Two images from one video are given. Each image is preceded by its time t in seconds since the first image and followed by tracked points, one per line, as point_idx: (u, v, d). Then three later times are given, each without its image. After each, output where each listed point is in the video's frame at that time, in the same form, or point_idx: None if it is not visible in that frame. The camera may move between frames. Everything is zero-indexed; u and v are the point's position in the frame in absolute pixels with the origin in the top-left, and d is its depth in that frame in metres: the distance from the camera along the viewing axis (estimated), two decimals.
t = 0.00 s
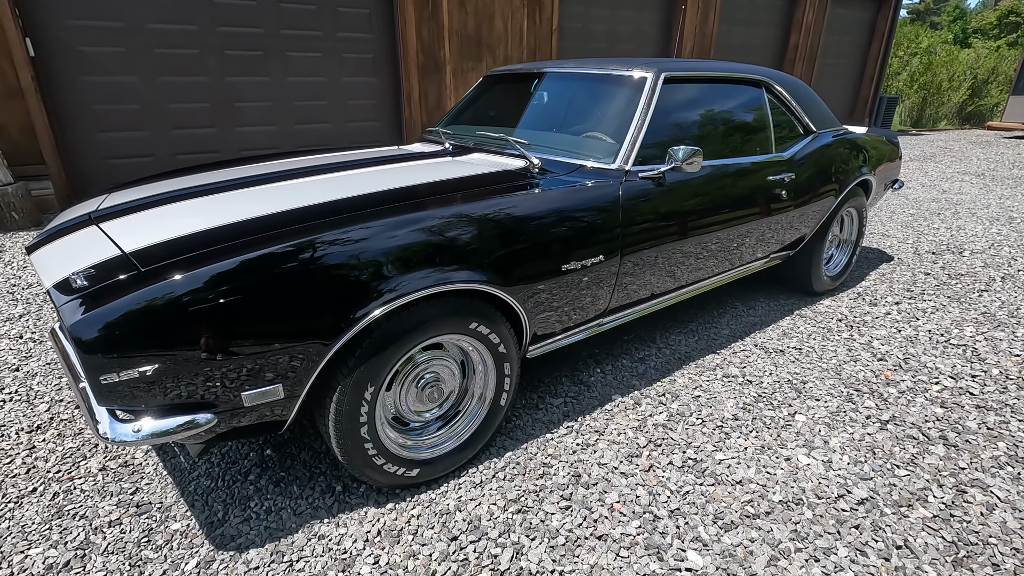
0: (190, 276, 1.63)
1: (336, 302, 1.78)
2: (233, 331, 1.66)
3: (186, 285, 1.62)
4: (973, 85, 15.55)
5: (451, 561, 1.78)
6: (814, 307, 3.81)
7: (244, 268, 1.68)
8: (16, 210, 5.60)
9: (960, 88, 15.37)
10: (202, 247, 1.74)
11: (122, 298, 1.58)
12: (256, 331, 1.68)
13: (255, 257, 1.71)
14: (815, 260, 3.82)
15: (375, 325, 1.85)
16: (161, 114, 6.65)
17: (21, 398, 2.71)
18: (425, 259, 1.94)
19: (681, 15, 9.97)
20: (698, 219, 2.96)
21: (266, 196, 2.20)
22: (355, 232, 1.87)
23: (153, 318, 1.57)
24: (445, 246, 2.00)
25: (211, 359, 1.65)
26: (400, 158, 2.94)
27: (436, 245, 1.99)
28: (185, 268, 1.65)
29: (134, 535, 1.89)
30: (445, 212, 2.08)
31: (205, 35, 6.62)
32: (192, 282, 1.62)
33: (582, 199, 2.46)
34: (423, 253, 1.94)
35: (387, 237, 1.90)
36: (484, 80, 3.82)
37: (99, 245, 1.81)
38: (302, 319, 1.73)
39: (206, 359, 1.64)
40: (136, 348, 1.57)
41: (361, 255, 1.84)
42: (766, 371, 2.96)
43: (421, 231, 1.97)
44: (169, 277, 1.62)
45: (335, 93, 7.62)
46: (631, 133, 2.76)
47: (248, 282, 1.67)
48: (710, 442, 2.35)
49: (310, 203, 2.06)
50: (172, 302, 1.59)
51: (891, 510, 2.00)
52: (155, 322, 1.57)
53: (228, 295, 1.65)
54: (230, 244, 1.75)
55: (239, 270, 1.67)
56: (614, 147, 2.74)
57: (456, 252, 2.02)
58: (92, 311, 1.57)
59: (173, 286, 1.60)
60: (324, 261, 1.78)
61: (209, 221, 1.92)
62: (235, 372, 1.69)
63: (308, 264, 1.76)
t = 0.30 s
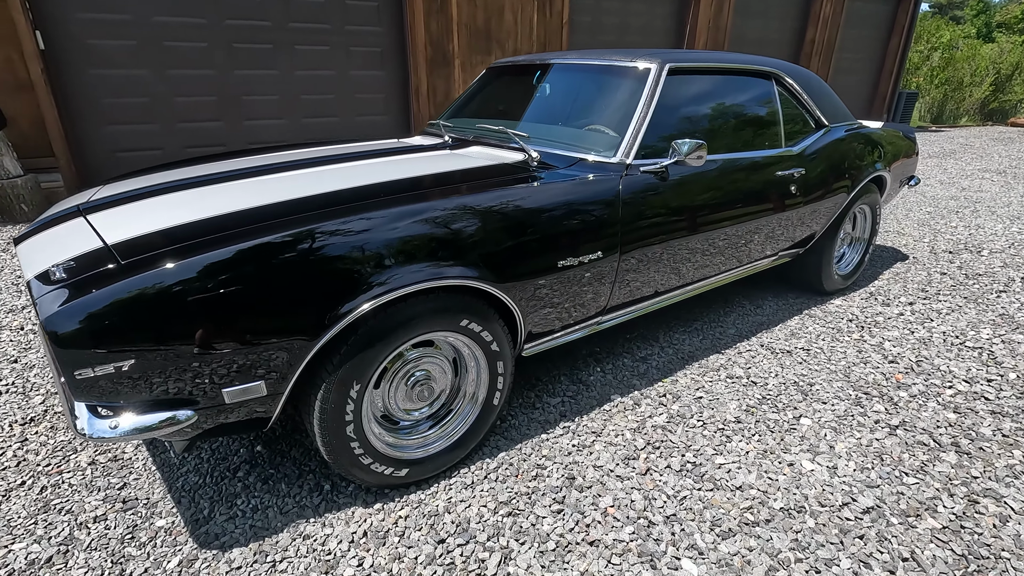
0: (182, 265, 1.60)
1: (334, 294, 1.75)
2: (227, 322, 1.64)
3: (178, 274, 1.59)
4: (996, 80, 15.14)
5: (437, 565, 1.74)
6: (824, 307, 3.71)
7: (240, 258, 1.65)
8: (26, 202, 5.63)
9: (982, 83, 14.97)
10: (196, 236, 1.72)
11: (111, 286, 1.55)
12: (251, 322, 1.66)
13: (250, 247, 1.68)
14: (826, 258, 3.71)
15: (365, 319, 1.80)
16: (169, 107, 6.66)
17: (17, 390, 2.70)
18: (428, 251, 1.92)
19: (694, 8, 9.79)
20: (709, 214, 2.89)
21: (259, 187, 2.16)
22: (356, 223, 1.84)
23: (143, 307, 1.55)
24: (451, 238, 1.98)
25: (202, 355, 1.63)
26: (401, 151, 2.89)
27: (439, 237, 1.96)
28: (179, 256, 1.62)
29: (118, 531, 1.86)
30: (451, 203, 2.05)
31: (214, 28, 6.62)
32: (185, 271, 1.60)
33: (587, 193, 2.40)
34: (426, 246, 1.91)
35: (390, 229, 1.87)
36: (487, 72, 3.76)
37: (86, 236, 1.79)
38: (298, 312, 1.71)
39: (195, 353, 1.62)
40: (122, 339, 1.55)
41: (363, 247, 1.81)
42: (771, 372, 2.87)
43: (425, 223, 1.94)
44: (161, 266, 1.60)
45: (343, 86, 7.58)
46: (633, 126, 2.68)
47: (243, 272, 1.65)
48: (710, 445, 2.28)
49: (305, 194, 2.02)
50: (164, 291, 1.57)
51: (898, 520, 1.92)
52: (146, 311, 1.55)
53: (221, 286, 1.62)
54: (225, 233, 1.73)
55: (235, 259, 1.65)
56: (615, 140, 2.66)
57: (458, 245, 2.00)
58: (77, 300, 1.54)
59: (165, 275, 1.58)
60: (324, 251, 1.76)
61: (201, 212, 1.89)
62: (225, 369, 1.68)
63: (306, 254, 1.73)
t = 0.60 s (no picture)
0: (177, 257, 1.56)
1: (330, 291, 1.68)
2: (223, 316, 1.59)
3: (173, 266, 1.55)
4: None
5: None
6: (845, 311, 3.54)
7: (240, 250, 1.61)
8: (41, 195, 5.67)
9: (1017, 80, 14.40)
10: (194, 228, 1.68)
11: (98, 277, 1.50)
12: (244, 319, 1.60)
13: (250, 239, 1.63)
14: (848, 260, 3.53)
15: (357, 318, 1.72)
16: (184, 101, 6.67)
17: (14, 384, 2.68)
18: (435, 248, 1.85)
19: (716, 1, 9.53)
20: (729, 212, 2.77)
21: (254, 181, 2.10)
22: (363, 216, 1.78)
23: (133, 300, 1.51)
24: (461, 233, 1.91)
25: (191, 355, 1.58)
26: (405, 145, 2.81)
27: (448, 233, 1.89)
28: (173, 248, 1.58)
29: (99, 535, 1.81)
30: (463, 196, 1.98)
31: (229, 23, 6.60)
32: (179, 263, 1.55)
33: (597, 189, 2.30)
34: (433, 244, 1.84)
35: (396, 223, 1.80)
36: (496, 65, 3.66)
37: (73, 229, 1.74)
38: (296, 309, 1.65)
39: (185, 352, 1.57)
40: (108, 335, 1.50)
41: (369, 242, 1.75)
42: (787, 381, 2.72)
43: (434, 216, 1.87)
44: (156, 257, 1.56)
45: (357, 81, 7.52)
46: (644, 120, 2.55)
47: (240, 265, 1.60)
48: (718, 459, 2.15)
49: (306, 187, 1.96)
50: (155, 283, 1.52)
51: (921, 546, 1.78)
52: (137, 304, 1.51)
53: (216, 279, 1.57)
54: (224, 226, 1.68)
55: (232, 252, 1.60)
56: (624, 134, 2.54)
57: (468, 242, 1.93)
58: (60, 291, 1.49)
59: (158, 267, 1.54)
60: (331, 245, 1.69)
61: (197, 204, 1.84)
62: (215, 370, 1.62)
63: (310, 248, 1.68)
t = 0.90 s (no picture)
0: (184, 252, 1.54)
1: (333, 290, 1.64)
2: (232, 314, 1.56)
3: (179, 262, 1.53)
4: None
5: None
6: (871, 320, 3.38)
7: (248, 246, 1.58)
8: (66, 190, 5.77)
9: None
10: (201, 224, 1.65)
11: (99, 273, 1.48)
12: (246, 318, 1.58)
13: (261, 234, 1.61)
14: (875, 267, 3.37)
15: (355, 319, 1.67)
16: (205, 98, 6.67)
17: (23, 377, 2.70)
18: (447, 249, 1.81)
19: None
20: (753, 214, 2.66)
21: (257, 178, 2.07)
22: (376, 214, 1.74)
23: (135, 295, 1.48)
24: (476, 233, 1.87)
25: (190, 357, 1.56)
26: (414, 142, 2.76)
27: (462, 232, 1.85)
28: (180, 243, 1.56)
29: (93, 535, 1.79)
30: (480, 194, 1.94)
31: (251, 20, 6.61)
32: (184, 259, 1.53)
33: (612, 189, 2.21)
34: (445, 244, 1.81)
35: (411, 222, 1.77)
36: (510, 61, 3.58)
37: (74, 225, 1.73)
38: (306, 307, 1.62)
39: (185, 353, 1.55)
40: (105, 333, 1.47)
41: (382, 241, 1.71)
42: (807, 393, 2.60)
43: (448, 215, 1.84)
44: (162, 252, 1.54)
45: (377, 79, 7.49)
46: (659, 119, 2.45)
47: (246, 263, 1.57)
48: (730, 475, 2.05)
49: (311, 185, 1.92)
50: (158, 279, 1.50)
51: None
52: (140, 300, 1.49)
53: (223, 274, 1.55)
54: (232, 222, 1.66)
55: (240, 249, 1.57)
56: (637, 133, 2.45)
57: (483, 241, 1.89)
58: (58, 286, 1.47)
59: (165, 262, 1.52)
60: (346, 243, 1.66)
61: (202, 201, 1.81)
62: (215, 373, 1.60)
63: (323, 245, 1.65)
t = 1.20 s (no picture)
0: (198, 246, 1.55)
1: (342, 288, 1.64)
2: (244, 309, 1.57)
3: (193, 256, 1.54)
4: None
5: None
6: (895, 329, 3.25)
7: (261, 242, 1.59)
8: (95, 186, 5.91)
9: None
10: (213, 220, 1.67)
11: (110, 266, 1.50)
12: (256, 314, 1.58)
13: (277, 230, 1.62)
14: (900, 273, 3.25)
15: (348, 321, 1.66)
16: (230, 96, 6.76)
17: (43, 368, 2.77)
18: (462, 248, 1.81)
19: None
20: (776, 216, 2.59)
21: (265, 176, 2.07)
22: (390, 212, 1.74)
23: (147, 288, 1.50)
24: (491, 232, 1.87)
25: (197, 355, 1.58)
26: (425, 141, 2.75)
27: (478, 231, 1.85)
28: (193, 238, 1.57)
29: (96, 527, 1.82)
30: (498, 193, 1.93)
31: (275, 19, 6.68)
32: (198, 253, 1.54)
33: (626, 189, 2.17)
34: (461, 242, 1.81)
35: (428, 220, 1.77)
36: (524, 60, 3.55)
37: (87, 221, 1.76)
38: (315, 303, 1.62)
39: (191, 349, 1.56)
40: (111, 327, 1.49)
41: (396, 240, 1.72)
42: (822, 404, 2.51)
43: (464, 214, 1.83)
44: (176, 246, 1.55)
45: (398, 78, 7.52)
46: (670, 119, 2.39)
47: (259, 259, 1.58)
48: (736, 487, 1.99)
49: (321, 183, 1.92)
50: (170, 273, 1.52)
51: None
52: (151, 293, 1.50)
53: (237, 269, 1.56)
54: (247, 217, 1.67)
55: (253, 245, 1.58)
56: (649, 134, 2.39)
57: (501, 239, 1.88)
58: (65, 279, 1.48)
59: (178, 256, 1.53)
60: (360, 241, 1.67)
61: (213, 197, 1.83)
62: (220, 370, 1.61)
63: (339, 242, 1.65)
